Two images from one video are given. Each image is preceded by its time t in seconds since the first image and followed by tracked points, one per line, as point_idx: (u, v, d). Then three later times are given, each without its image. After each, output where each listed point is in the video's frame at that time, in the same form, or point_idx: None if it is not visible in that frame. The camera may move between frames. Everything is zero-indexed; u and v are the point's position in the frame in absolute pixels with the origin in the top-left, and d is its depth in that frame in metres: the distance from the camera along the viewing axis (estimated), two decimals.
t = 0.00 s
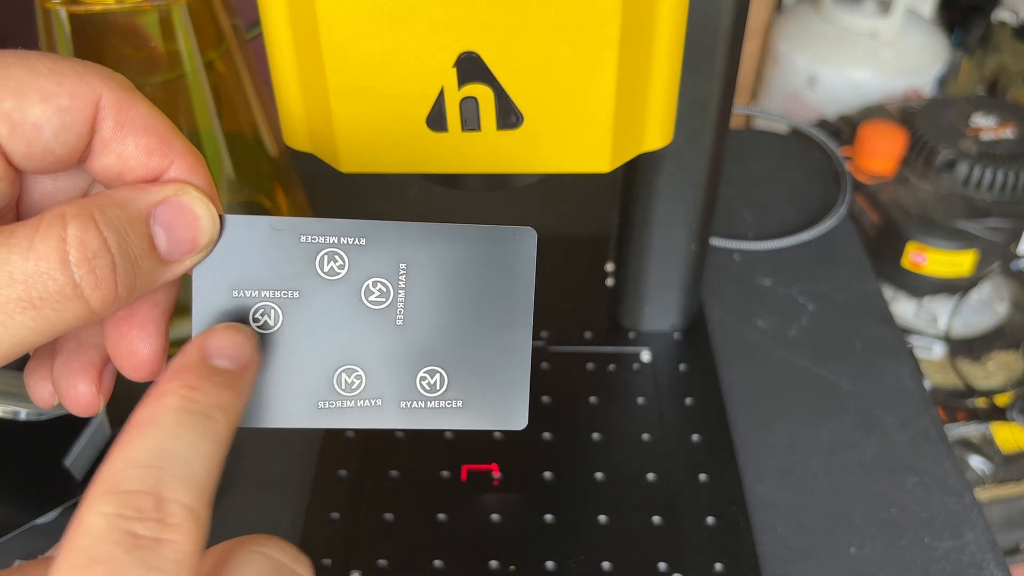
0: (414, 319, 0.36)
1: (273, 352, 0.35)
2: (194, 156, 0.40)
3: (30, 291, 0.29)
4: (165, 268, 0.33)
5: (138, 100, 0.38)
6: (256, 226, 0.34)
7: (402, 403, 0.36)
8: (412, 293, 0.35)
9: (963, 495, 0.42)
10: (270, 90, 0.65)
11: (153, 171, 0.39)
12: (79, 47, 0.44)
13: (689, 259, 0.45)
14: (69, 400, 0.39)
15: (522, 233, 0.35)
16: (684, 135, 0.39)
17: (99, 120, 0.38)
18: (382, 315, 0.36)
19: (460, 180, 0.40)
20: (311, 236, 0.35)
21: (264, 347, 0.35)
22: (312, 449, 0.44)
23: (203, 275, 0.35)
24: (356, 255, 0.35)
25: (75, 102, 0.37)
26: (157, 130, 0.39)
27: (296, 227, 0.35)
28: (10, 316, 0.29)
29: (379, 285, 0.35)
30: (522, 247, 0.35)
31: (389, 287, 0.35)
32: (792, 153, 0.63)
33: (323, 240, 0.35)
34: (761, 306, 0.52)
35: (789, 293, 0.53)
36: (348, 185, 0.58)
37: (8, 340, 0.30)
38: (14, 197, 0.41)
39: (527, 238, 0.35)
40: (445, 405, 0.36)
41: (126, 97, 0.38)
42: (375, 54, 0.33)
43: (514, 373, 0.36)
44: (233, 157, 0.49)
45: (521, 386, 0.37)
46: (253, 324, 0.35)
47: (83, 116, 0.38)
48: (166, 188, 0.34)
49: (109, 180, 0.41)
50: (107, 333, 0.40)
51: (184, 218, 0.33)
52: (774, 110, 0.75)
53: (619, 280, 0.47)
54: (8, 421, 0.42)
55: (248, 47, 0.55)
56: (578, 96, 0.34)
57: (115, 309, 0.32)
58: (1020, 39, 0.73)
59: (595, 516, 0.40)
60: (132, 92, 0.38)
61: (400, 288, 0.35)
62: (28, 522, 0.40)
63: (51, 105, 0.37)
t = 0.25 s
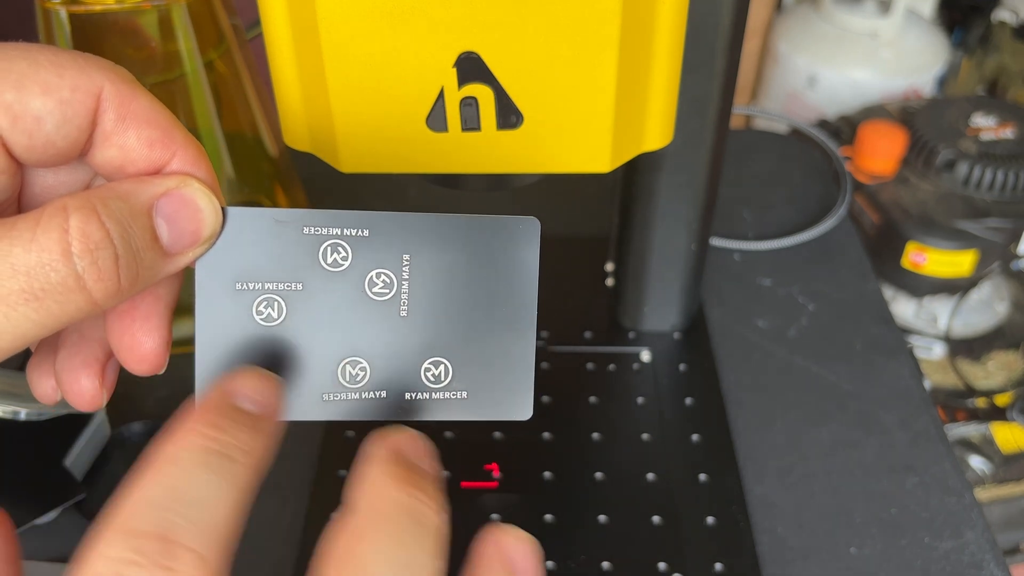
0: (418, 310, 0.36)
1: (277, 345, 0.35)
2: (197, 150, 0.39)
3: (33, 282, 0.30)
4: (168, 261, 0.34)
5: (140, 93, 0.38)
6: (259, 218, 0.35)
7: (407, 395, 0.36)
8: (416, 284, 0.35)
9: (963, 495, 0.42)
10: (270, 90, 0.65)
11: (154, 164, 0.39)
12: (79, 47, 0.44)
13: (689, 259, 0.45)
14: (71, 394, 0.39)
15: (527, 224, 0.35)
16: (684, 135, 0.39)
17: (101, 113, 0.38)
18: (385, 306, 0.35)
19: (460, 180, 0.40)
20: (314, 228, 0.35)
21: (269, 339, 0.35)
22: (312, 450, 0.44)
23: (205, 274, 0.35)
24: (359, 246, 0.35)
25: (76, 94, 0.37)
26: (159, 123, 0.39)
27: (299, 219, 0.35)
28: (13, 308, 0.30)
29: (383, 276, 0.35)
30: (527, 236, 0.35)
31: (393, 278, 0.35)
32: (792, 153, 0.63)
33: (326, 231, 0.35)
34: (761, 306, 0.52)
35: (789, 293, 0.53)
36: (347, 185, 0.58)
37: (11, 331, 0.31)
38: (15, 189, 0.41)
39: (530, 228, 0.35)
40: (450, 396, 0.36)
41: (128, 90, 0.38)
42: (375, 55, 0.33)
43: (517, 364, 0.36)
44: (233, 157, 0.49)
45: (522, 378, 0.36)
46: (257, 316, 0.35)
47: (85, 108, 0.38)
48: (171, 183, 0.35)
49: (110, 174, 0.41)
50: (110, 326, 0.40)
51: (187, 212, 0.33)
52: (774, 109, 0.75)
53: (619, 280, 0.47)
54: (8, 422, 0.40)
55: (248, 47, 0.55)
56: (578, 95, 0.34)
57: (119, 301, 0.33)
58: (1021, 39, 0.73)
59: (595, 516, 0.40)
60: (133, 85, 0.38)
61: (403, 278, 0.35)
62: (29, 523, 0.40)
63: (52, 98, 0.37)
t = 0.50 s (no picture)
0: (423, 313, 0.35)
1: (283, 347, 0.36)
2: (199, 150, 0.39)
3: (32, 285, 0.30)
4: (168, 263, 0.34)
5: (140, 92, 0.39)
6: (262, 219, 0.35)
7: (412, 399, 0.36)
8: (421, 288, 0.35)
9: (963, 495, 0.42)
10: (270, 90, 0.65)
11: (155, 166, 0.39)
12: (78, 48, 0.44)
13: (689, 259, 0.45)
14: (71, 399, 0.39)
15: (530, 223, 0.34)
16: (684, 134, 0.39)
17: (101, 113, 0.38)
18: (390, 310, 0.35)
19: (460, 180, 0.40)
20: (317, 231, 0.34)
21: (274, 342, 0.36)
22: (312, 450, 0.44)
23: (206, 275, 0.35)
24: (363, 249, 0.35)
25: (76, 94, 0.37)
26: (160, 122, 0.39)
27: (302, 221, 0.34)
28: (12, 312, 0.31)
29: (388, 279, 0.35)
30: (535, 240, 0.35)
31: (397, 282, 0.35)
32: (792, 152, 0.63)
33: (330, 234, 0.34)
34: (761, 306, 0.52)
35: (789, 292, 0.53)
36: (347, 185, 0.58)
37: (10, 335, 0.32)
38: (15, 191, 0.41)
39: (535, 227, 0.34)
40: (456, 400, 0.36)
41: (128, 89, 0.38)
42: (375, 55, 0.33)
43: (523, 366, 0.36)
44: (234, 157, 0.49)
45: (524, 378, 0.36)
46: (260, 320, 0.35)
47: (85, 108, 0.38)
48: (172, 184, 0.35)
49: (110, 175, 0.41)
50: (110, 331, 0.40)
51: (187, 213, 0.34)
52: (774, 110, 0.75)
53: (619, 280, 0.47)
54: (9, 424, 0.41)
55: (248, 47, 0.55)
56: (578, 95, 0.34)
57: (119, 304, 0.34)
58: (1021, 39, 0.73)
59: (595, 516, 0.40)
60: (134, 84, 0.39)
61: (408, 282, 0.35)
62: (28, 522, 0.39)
63: (52, 98, 0.37)
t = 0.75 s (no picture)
0: (412, 300, 0.35)
1: (271, 333, 0.36)
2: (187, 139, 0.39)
3: (17, 276, 0.31)
4: (154, 251, 0.35)
5: (124, 77, 0.39)
6: (249, 205, 0.34)
7: (401, 385, 0.36)
8: (410, 275, 0.35)
9: (963, 495, 0.42)
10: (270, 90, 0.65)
11: (142, 152, 0.39)
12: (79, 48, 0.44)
13: (689, 259, 0.45)
14: (60, 386, 0.40)
15: (522, 212, 0.34)
16: (684, 135, 0.39)
17: (87, 100, 0.39)
18: (379, 297, 0.35)
19: (460, 180, 0.40)
20: (305, 217, 0.34)
21: (262, 329, 0.36)
22: (311, 449, 0.44)
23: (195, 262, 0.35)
24: (351, 235, 0.35)
25: (60, 80, 0.38)
26: (146, 110, 0.39)
27: (290, 207, 0.34)
28: None
29: (377, 266, 0.35)
30: (524, 226, 0.34)
31: (386, 268, 0.35)
32: (792, 152, 0.63)
33: (318, 220, 0.34)
34: (761, 306, 0.52)
35: (789, 293, 0.53)
36: (347, 185, 0.58)
37: None
38: None
39: (524, 216, 0.34)
40: (445, 386, 0.36)
41: (113, 75, 0.39)
42: (375, 55, 0.33)
43: (513, 354, 0.36)
44: (234, 157, 0.49)
45: (518, 368, 0.36)
46: (249, 307, 0.35)
47: (69, 94, 0.38)
48: (158, 170, 0.35)
49: (97, 161, 0.41)
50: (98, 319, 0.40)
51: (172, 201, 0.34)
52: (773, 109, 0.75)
53: (619, 279, 0.47)
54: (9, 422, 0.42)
55: (248, 47, 0.55)
56: (577, 95, 0.34)
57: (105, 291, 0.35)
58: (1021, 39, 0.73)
59: (595, 516, 0.40)
60: (118, 70, 0.39)
61: (397, 269, 0.35)
62: (27, 522, 0.39)
63: (35, 85, 0.37)
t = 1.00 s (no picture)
0: (403, 305, 0.35)
1: (263, 339, 0.36)
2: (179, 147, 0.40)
3: (11, 284, 0.30)
4: (148, 259, 0.34)
5: (118, 87, 0.39)
6: (241, 213, 0.35)
7: (393, 390, 0.36)
8: (400, 280, 0.35)
9: (963, 495, 0.42)
10: (270, 90, 0.65)
11: (134, 160, 0.39)
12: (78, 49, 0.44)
13: (689, 259, 0.45)
14: (54, 393, 0.39)
15: (511, 217, 0.34)
16: (684, 135, 0.39)
17: (80, 107, 0.38)
18: (370, 302, 0.35)
19: (460, 180, 0.40)
20: (296, 223, 0.35)
21: (254, 336, 0.36)
22: (312, 449, 0.44)
23: (189, 271, 0.35)
24: (342, 241, 0.35)
25: (52, 91, 0.37)
26: (139, 119, 0.39)
27: (281, 214, 0.35)
28: None
29: (367, 272, 0.35)
30: (515, 230, 0.35)
31: (377, 274, 0.35)
32: (792, 152, 0.63)
33: (309, 226, 0.35)
34: (761, 306, 0.52)
35: (789, 293, 0.53)
36: (347, 185, 0.58)
37: None
38: None
39: (513, 223, 0.34)
40: (436, 391, 0.36)
41: (107, 85, 0.38)
42: (375, 54, 0.33)
43: (504, 360, 0.36)
44: (234, 157, 0.49)
45: (512, 370, 0.36)
46: (241, 313, 0.36)
47: (62, 104, 0.38)
48: (148, 180, 0.35)
49: (91, 170, 0.41)
50: (92, 325, 0.40)
51: (166, 208, 0.34)
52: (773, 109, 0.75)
53: (619, 280, 0.47)
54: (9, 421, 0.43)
55: (248, 47, 0.55)
56: (577, 95, 0.34)
57: (100, 301, 0.34)
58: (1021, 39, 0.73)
59: (595, 516, 0.40)
60: (112, 81, 0.38)
61: (388, 274, 0.35)
62: (27, 522, 0.39)
63: (29, 95, 0.37)
